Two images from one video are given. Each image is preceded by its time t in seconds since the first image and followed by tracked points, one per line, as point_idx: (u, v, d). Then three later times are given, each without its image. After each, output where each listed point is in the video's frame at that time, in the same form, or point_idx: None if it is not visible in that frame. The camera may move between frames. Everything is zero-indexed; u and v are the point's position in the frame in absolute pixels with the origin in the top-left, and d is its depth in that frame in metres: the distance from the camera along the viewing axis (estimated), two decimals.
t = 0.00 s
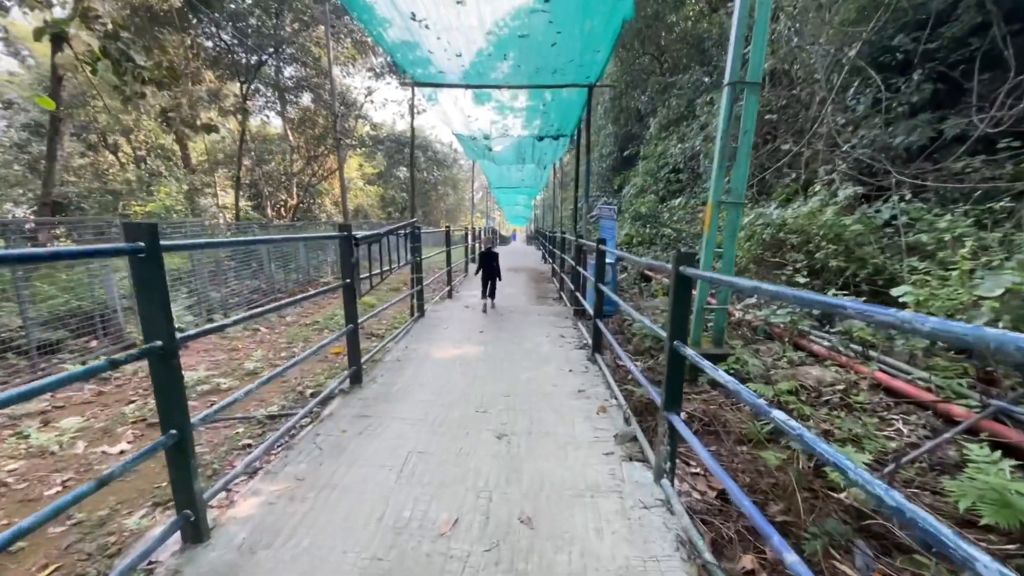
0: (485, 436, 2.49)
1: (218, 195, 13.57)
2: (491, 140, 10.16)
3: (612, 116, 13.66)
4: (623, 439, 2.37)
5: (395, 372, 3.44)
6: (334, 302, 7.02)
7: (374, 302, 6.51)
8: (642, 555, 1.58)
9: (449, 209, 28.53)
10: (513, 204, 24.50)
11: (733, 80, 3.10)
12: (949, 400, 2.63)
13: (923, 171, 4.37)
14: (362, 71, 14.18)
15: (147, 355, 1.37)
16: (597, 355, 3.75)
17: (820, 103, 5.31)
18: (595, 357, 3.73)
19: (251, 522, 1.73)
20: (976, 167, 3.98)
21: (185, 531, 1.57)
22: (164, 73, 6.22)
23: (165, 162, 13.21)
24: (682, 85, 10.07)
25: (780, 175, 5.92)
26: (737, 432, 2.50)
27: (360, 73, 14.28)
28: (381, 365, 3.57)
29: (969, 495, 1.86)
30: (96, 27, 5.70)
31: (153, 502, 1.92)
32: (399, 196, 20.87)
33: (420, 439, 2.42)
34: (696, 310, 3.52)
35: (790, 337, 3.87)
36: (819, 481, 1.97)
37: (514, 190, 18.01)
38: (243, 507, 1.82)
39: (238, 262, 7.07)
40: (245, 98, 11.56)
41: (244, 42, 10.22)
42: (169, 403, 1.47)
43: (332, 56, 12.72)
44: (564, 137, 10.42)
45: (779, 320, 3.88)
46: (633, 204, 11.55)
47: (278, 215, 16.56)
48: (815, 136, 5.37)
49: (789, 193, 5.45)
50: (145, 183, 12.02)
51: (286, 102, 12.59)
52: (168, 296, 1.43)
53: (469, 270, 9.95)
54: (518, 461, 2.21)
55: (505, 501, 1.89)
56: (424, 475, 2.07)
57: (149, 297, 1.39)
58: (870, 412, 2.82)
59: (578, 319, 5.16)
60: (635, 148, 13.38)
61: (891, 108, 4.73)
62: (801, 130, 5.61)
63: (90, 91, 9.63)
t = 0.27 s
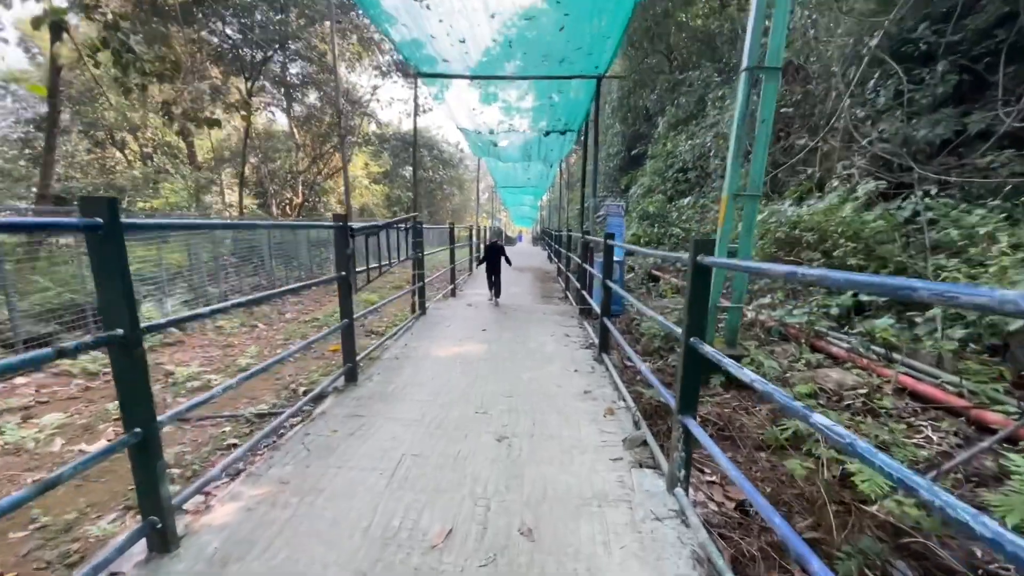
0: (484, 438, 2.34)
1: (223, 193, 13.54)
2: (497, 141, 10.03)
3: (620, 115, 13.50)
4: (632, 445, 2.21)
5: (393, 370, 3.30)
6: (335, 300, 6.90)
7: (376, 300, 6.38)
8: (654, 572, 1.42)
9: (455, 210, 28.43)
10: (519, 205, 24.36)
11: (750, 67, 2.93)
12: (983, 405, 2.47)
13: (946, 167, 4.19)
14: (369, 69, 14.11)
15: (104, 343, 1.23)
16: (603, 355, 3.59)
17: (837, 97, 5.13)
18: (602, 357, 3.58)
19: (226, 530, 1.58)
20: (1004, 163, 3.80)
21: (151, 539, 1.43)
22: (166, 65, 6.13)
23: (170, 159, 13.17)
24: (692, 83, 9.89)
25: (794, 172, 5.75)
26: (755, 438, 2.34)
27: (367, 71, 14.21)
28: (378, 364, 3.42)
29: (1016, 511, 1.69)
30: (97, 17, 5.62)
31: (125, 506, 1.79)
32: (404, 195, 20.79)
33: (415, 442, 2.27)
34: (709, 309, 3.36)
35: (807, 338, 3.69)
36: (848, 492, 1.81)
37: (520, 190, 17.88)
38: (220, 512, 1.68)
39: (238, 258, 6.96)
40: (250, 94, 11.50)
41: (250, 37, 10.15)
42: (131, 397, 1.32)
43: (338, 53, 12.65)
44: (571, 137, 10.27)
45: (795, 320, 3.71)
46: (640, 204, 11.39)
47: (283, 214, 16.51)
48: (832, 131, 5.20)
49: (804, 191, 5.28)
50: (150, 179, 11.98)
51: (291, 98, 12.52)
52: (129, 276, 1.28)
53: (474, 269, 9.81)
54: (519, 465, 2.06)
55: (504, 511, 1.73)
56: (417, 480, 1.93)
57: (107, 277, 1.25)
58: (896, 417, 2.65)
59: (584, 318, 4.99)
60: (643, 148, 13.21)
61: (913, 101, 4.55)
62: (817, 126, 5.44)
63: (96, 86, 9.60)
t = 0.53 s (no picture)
0: (487, 445, 2.19)
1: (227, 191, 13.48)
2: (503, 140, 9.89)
3: (627, 113, 13.32)
4: (645, 455, 2.06)
5: (392, 371, 3.16)
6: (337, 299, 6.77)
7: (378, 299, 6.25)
8: None
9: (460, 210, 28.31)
10: (524, 204, 24.20)
11: (768, 57, 2.78)
12: None
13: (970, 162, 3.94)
14: (374, 67, 14.03)
15: (56, 343, 1.09)
16: (612, 357, 3.43)
17: (856, 91, 4.94)
18: (611, 359, 3.42)
19: (201, 548, 1.44)
20: None
21: (114, 560, 1.29)
22: (166, 59, 6.03)
23: (175, 157, 13.13)
24: (702, 79, 9.69)
25: (809, 168, 5.55)
26: (777, 448, 2.19)
27: (372, 69, 14.12)
28: (377, 365, 3.28)
29: None
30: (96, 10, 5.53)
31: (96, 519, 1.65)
32: (409, 195, 20.68)
33: (413, 449, 2.12)
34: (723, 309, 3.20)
35: (825, 341, 3.50)
36: (884, 512, 1.65)
37: (526, 189, 17.72)
38: (196, 528, 1.53)
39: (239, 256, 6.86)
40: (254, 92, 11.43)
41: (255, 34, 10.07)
42: (90, 401, 1.19)
43: (343, 51, 12.56)
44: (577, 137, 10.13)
45: (813, 322, 3.53)
46: (648, 203, 11.20)
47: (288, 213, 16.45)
48: (850, 126, 5.01)
49: (820, 188, 5.09)
50: (155, 177, 11.94)
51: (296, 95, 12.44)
52: (85, 267, 1.14)
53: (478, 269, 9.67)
54: (523, 476, 1.91)
55: (507, 529, 1.58)
56: (413, 491, 1.78)
57: (59, 268, 1.11)
58: (927, 426, 2.47)
59: (591, 319, 4.84)
60: (651, 146, 13.02)
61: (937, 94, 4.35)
62: (833, 121, 5.25)
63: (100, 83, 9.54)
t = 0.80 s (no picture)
0: (489, 451, 2.03)
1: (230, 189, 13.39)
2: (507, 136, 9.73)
3: (633, 108, 13.11)
4: (662, 464, 1.89)
5: (391, 370, 3.00)
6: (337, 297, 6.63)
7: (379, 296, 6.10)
8: None
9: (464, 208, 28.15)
10: (529, 202, 24.00)
11: (791, 32, 2.59)
12: None
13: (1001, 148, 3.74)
14: (377, 63, 13.89)
15: None
16: (622, 356, 3.26)
17: (875, 78, 4.74)
18: (621, 358, 3.25)
19: (171, 568, 1.30)
20: None
21: None
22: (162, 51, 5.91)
23: (178, 155, 13.04)
24: (710, 72, 9.48)
25: (825, 160, 5.35)
26: (804, 455, 2.02)
27: (375, 65, 13.99)
28: (375, 364, 3.12)
29: None
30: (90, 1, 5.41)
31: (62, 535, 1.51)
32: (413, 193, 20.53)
33: (410, 455, 1.96)
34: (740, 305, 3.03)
35: (846, 338, 3.34)
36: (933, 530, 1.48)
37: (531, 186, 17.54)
38: (167, 547, 1.38)
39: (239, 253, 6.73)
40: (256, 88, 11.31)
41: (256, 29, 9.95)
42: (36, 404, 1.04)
43: (346, 46, 12.43)
44: (582, 133, 9.99)
45: (833, 319, 3.35)
46: (655, 199, 11.00)
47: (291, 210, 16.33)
48: (868, 115, 4.80)
49: (837, 180, 4.89)
50: (157, 175, 11.85)
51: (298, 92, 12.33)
52: (20, 249, 0.98)
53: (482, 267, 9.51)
54: (529, 486, 1.75)
55: (511, 546, 1.42)
56: (408, 503, 1.62)
57: None
58: (965, 429, 2.29)
59: (599, 316, 4.67)
60: (658, 141, 12.81)
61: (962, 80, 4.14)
62: (850, 110, 5.05)
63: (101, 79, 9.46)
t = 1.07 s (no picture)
0: (487, 461, 1.90)
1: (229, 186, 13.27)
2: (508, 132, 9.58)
3: (636, 101, 12.92)
4: (673, 476, 1.75)
5: (385, 372, 2.86)
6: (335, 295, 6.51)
7: (376, 294, 5.97)
8: None
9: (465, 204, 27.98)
10: (531, 198, 23.87)
11: (812, 12, 2.44)
12: None
13: None
14: (376, 58, 13.76)
15: None
16: (627, 356, 3.12)
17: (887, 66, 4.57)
18: (626, 358, 3.11)
19: None
20: None
21: None
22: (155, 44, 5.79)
23: (176, 150, 12.92)
24: (714, 63, 9.31)
25: (834, 151, 5.18)
26: (825, 465, 1.88)
27: (374, 59, 13.83)
28: (368, 366, 2.98)
29: None
30: None
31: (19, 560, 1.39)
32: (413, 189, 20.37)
33: (401, 467, 1.82)
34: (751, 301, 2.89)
35: (861, 337, 3.18)
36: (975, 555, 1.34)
37: (531, 182, 17.38)
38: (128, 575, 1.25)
39: (234, 251, 6.62)
40: (255, 81, 11.19)
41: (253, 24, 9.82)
42: None
43: (344, 40, 12.29)
44: (583, 127, 9.84)
45: (848, 316, 3.20)
46: (658, 193, 10.84)
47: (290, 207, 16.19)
48: (881, 104, 4.63)
49: (847, 171, 4.73)
50: (155, 171, 11.74)
51: (295, 86, 12.20)
52: None
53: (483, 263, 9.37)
54: (529, 501, 1.62)
55: (509, 573, 1.28)
56: (399, 522, 1.50)
57: None
58: (995, 435, 2.14)
59: (602, 314, 4.53)
60: (660, 135, 12.63)
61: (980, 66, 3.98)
62: (862, 99, 4.88)
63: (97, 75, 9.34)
